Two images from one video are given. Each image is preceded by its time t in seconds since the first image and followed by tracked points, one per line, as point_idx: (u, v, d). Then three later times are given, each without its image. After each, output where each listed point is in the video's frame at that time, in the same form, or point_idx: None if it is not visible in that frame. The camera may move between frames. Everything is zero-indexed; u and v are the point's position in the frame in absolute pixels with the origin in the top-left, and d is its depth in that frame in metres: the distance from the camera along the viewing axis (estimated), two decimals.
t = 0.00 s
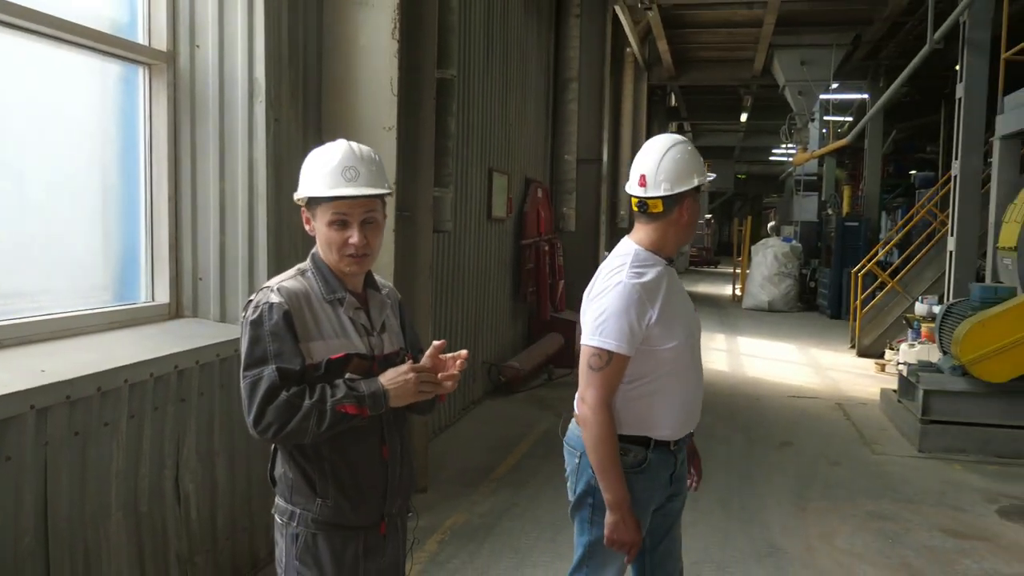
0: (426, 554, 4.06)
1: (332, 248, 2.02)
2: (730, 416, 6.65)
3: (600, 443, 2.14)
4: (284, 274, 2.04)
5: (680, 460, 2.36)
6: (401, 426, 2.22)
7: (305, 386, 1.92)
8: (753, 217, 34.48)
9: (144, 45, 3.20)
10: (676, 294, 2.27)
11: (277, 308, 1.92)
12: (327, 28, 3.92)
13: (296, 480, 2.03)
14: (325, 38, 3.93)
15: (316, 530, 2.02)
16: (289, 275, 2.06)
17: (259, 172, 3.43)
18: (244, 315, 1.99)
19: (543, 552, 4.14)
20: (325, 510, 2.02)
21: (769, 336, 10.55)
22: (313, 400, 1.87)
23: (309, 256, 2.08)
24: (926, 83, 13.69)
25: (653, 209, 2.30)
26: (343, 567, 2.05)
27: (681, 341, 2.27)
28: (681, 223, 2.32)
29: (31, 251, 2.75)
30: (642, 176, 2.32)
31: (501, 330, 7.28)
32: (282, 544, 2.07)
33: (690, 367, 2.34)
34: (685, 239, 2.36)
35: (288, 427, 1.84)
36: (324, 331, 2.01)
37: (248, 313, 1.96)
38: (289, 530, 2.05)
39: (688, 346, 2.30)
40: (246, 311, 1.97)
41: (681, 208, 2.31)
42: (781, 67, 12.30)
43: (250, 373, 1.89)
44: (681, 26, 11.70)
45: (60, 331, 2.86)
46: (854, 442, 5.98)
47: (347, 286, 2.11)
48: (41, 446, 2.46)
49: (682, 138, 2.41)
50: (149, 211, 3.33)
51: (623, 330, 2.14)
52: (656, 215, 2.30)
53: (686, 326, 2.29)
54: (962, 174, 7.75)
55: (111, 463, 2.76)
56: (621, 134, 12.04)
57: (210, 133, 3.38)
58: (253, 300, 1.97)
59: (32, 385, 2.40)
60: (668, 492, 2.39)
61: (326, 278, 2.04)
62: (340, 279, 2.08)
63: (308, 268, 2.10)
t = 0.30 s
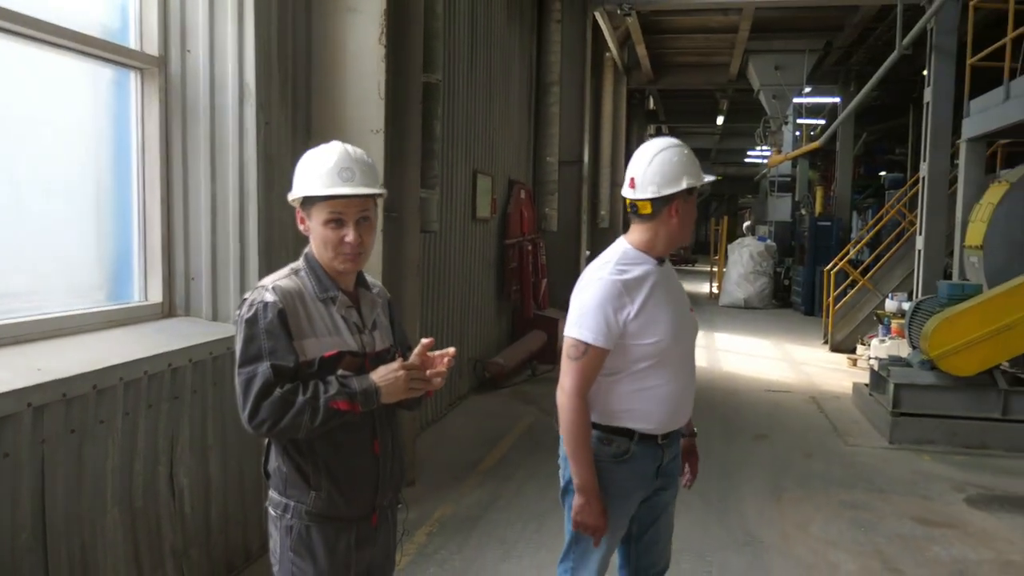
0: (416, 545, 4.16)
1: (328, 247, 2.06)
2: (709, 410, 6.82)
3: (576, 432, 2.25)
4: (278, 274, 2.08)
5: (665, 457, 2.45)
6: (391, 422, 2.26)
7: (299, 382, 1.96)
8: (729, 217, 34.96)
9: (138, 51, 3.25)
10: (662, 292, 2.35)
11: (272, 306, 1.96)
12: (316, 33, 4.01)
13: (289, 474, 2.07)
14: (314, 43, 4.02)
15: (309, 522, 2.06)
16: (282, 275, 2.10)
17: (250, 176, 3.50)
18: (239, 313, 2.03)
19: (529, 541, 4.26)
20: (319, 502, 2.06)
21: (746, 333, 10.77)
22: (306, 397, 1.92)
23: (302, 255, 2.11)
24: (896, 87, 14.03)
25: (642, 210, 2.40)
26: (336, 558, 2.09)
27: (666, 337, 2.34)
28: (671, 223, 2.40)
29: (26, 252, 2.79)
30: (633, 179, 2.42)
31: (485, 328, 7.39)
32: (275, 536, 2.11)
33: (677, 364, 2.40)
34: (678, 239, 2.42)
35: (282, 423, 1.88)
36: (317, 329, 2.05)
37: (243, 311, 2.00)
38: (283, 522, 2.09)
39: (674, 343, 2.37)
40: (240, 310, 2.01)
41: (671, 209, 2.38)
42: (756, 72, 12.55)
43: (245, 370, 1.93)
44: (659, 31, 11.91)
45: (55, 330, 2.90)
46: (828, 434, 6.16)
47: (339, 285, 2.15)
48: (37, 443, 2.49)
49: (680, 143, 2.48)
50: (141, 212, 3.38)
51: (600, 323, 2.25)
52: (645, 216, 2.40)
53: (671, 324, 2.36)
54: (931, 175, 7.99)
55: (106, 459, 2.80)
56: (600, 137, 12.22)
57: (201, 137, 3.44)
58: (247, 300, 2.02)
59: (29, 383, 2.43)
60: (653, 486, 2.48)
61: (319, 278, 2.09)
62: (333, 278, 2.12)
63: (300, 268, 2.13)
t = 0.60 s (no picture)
0: (417, 540, 4.25)
1: (330, 247, 2.15)
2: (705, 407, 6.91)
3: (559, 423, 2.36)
4: (283, 274, 2.17)
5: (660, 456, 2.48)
6: (393, 419, 2.35)
7: (302, 379, 2.05)
8: (725, 217, 35.11)
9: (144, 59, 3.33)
10: (651, 291, 2.41)
11: (277, 305, 2.05)
12: (317, 40, 4.10)
13: (294, 469, 2.16)
14: (315, 49, 4.11)
15: (312, 516, 2.14)
16: (286, 275, 2.19)
17: (254, 180, 3.60)
18: (245, 311, 2.12)
19: (527, 536, 4.34)
20: (322, 497, 2.14)
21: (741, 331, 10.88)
22: (308, 393, 2.00)
23: (307, 255, 2.20)
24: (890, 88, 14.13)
25: (627, 211, 2.51)
26: (340, 551, 2.18)
27: (652, 334, 2.40)
28: (653, 223, 2.45)
29: (42, 256, 2.88)
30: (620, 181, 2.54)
31: (485, 327, 7.48)
32: (281, 529, 2.20)
33: (666, 362, 2.45)
34: (665, 238, 2.44)
35: (285, 419, 1.97)
36: (321, 328, 2.15)
37: (249, 310, 2.09)
38: (288, 515, 2.18)
39: (662, 340, 2.42)
40: (246, 309, 2.09)
41: (651, 207, 2.44)
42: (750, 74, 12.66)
43: (251, 366, 2.02)
44: (653, 35, 12.02)
45: (71, 330, 2.99)
46: (822, 430, 6.26)
47: (342, 285, 2.24)
48: (54, 438, 2.56)
49: (681, 147, 2.48)
50: (149, 215, 3.46)
51: (584, 317, 2.35)
52: (630, 216, 2.50)
53: (660, 322, 2.41)
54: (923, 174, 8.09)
55: (119, 455, 2.87)
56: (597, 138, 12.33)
57: (207, 142, 3.53)
58: (254, 298, 2.10)
59: (44, 381, 2.50)
60: (650, 483, 2.52)
61: (322, 278, 2.18)
62: (335, 278, 2.21)
63: (305, 268, 2.22)
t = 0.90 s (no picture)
0: (421, 534, 4.33)
1: (331, 246, 2.22)
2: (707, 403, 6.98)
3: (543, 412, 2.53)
4: (285, 274, 2.24)
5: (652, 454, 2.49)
6: (393, 414, 2.43)
7: (304, 374, 2.13)
8: (729, 215, 35.13)
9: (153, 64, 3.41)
10: (634, 289, 2.44)
11: (279, 303, 2.13)
12: (321, 45, 4.18)
13: (296, 462, 2.24)
14: (320, 53, 4.18)
15: (314, 508, 2.22)
16: (288, 275, 2.26)
17: (260, 181, 3.68)
18: (248, 311, 2.19)
19: (528, 531, 4.41)
20: (324, 489, 2.21)
21: (744, 329, 10.94)
22: (311, 387, 2.08)
23: (308, 256, 2.28)
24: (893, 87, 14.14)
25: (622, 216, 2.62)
26: (342, 541, 2.25)
27: (633, 330, 2.42)
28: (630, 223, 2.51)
29: (53, 256, 2.95)
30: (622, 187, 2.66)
31: (489, 326, 7.56)
32: (285, 521, 2.27)
33: (650, 360, 2.44)
34: (638, 236, 2.47)
35: (288, 413, 2.04)
36: (322, 326, 2.22)
37: (252, 309, 2.17)
38: (292, 507, 2.25)
39: (643, 339, 2.43)
40: (250, 309, 2.17)
41: (626, 206, 2.52)
42: (753, 73, 12.72)
43: (255, 363, 2.09)
44: (656, 36, 12.08)
45: (83, 329, 3.07)
46: (823, 426, 6.32)
47: (342, 283, 2.32)
48: (66, 434, 2.62)
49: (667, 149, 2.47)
50: (160, 216, 3.55)
51: (566, 313, 2.47)
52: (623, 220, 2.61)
53: (642, 318, 2.42)
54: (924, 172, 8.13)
55: (129, 450, 2.94)
56: (601, 137, 12.40)
57: (215, 144, 3.60)
58: (257, 297, 2.18)
59: (57, 379, 2.55)
60: (635, 477, 2.51)
61: (323, 277, 2.26)
62: (335, 277, 2.29)
63: (306, 268, 2.30)
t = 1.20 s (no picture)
0: (422, 522, 4.43)
1: (336, 240, 2.30)
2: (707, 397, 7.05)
3: (535, 399, 2.72)
4: (286, 265, 2.33)
5: (638, 444, 2.55)
6: (388, 403, 2.51)
7: (304, 361, 2.22)
8: (735, 210, 35.10)
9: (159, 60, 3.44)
10: (612, 284, 2.54)
11: (280, 293, 2.21)
12: (324, 43, 4.26)
13: (295, 448, 2.32)
14: (324, 50, 4.26)
15: (312, 492, 2.30)
16: (289, 266, 2.35)
17: (265, 175, 3.74)
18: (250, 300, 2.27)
19: (526, 521, 4.49)
20: (322, 474, 2.30)
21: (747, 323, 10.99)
22: (311, 374, 2.17)
23: (310, 248, 2.36)
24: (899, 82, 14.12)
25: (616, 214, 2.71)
26: (338, 525, 2.33)
27: (609, 323, 2.52)
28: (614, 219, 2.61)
29: (58, 248, 2.98)
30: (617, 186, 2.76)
31: (492, 319, 7.65)
32: (283, 506, 2.35)
33: (628, 352, 2.52)
34: (620, 231, 2.56)
35: (288, 399, 2.13)
36: (321, 315, 2.31)
37: (255, 298, 2.25)
38: (290, 492, 2.33)
39: (619, 332, 2.52)
40: (252, 297, 2.26)
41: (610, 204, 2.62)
42: (757, 69, 12.74)
43: (256, 349, 2.18)
44: (661, 31, 12.11)
45: (86, 320, 3.10)
46: (821, 419, 6.38)
47: (341, 274, 2.41)
48: (72, 422, 2.64)
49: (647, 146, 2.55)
50: (166, 208, 3.56)
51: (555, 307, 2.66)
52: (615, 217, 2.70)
53: (618, 311, 2.52)
54: (926, 168, 8.15)
55: (134, 438, 2.95)
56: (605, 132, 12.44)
57: (219, 139, 3.65)
58: (259, 287, 2.27)
59: (63, 367, 2.56)
60: (623, 468, 2.58)
61: (322, 268, 2.35)
62: (335, 268, 2.37)
63: (306, 259, 2.39)
